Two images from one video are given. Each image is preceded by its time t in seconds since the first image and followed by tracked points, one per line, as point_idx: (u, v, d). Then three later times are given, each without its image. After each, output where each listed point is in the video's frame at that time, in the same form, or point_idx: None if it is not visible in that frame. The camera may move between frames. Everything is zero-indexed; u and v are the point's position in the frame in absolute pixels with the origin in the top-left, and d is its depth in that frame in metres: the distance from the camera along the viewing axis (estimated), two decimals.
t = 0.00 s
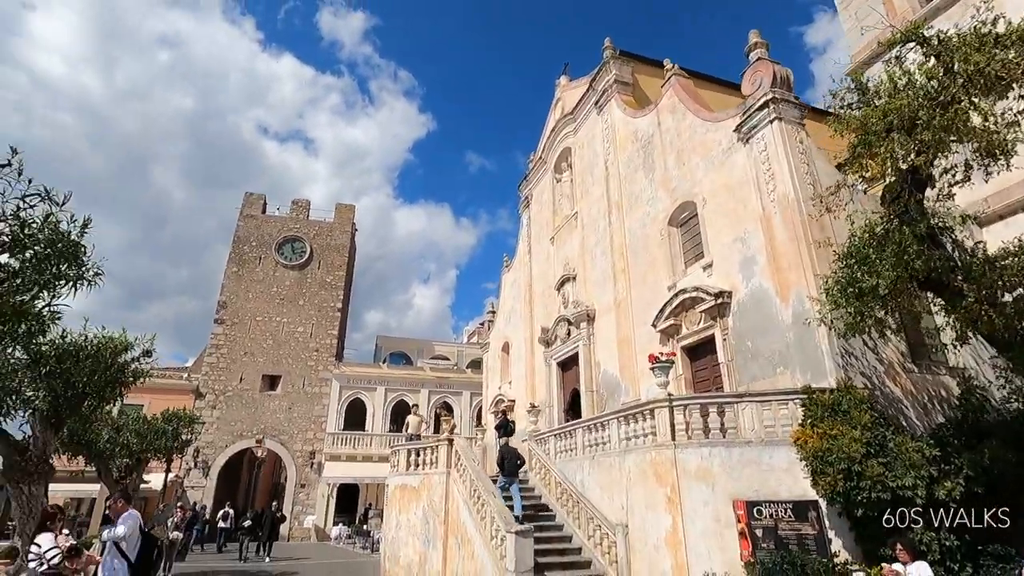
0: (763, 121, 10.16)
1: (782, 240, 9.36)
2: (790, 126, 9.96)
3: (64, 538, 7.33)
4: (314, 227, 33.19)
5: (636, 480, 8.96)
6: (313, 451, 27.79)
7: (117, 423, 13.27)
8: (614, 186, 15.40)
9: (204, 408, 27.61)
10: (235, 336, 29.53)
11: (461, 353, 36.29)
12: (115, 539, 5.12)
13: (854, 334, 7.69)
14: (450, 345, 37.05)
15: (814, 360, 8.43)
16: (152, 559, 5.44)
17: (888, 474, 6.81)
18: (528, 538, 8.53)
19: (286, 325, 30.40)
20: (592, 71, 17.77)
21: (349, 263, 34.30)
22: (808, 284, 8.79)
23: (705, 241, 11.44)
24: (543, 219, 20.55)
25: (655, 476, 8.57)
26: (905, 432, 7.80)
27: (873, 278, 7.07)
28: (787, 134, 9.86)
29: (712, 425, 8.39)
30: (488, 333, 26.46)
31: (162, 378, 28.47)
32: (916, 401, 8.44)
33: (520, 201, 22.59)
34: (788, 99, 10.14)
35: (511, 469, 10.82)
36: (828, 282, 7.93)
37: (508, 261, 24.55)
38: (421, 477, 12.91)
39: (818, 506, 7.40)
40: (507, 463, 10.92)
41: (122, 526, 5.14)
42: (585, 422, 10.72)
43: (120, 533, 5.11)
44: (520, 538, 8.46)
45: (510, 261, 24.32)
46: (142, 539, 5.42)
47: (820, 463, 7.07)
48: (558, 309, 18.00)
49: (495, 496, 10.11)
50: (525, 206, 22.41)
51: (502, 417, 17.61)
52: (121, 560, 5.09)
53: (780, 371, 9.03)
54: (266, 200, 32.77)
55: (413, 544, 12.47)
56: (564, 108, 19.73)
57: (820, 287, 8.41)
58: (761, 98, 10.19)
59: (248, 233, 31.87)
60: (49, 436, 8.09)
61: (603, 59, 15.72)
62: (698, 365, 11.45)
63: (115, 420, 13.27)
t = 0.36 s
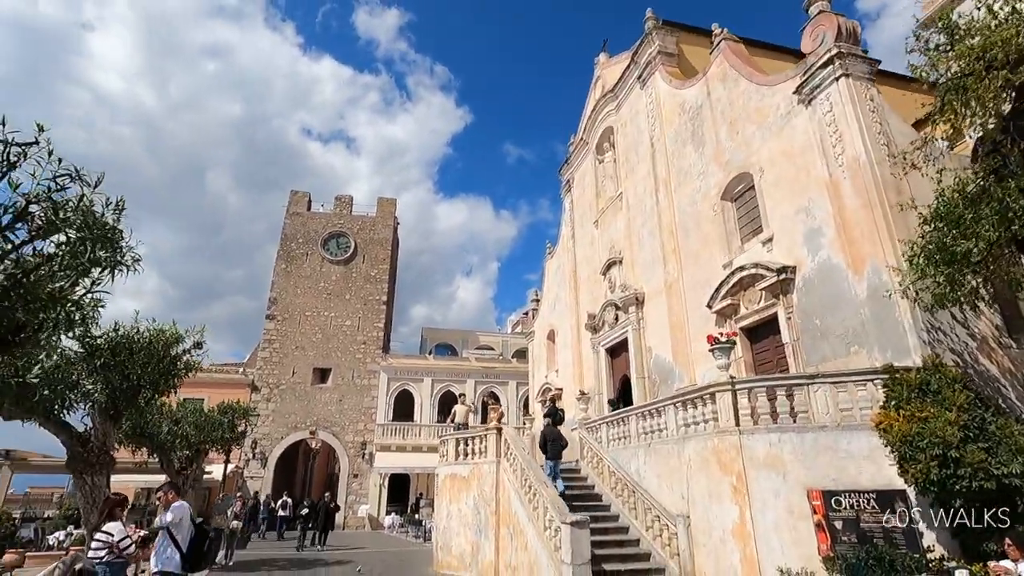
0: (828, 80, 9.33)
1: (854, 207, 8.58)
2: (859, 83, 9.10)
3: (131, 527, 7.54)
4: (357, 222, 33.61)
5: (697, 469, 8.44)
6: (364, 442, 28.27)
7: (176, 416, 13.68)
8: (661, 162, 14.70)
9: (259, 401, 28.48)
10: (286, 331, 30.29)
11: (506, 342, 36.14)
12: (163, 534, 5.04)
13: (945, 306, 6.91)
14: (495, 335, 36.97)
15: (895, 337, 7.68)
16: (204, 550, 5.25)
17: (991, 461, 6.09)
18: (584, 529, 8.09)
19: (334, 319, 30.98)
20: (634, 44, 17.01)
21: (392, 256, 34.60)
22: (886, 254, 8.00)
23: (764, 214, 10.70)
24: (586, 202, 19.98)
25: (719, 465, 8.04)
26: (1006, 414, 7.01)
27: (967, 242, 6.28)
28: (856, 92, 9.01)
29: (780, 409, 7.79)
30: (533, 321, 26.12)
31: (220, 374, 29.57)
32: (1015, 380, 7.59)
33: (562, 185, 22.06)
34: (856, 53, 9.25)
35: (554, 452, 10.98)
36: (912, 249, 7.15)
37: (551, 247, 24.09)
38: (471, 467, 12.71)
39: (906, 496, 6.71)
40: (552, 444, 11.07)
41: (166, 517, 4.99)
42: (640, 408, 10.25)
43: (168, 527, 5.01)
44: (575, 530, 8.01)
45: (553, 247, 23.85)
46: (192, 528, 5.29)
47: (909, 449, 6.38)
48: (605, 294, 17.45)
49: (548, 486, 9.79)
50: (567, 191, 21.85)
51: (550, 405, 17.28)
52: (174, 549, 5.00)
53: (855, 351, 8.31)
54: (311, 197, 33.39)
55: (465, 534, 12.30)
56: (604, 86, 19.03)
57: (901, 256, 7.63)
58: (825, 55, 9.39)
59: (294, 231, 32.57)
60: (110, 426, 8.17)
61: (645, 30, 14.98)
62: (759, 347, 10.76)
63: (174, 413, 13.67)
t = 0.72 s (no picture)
0: (879, 34, 8.59)
1: (912, 171, 7.88)
2: (914, 35, 8.33)
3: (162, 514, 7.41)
4: (385, 213, 33.63)
5: (741, 456, 7.95)
6: (396, 431, 28.42)
7: (208, 406, 13.78)
8: (694, 137, 14.02)
9: (293, 392, 28.87)
10: (317, 322, 30.58)
11: (536, 331, 35.82)
12: (164, 539, 4.70)
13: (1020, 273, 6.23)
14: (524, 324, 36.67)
15: (962, 311, 7.03)
16: (208, 543, 4.98)
17: None
18: (620, 519, 7.66)
19: (364, 310, 31.13)
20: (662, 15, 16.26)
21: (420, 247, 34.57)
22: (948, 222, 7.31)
23: (808, 185, 10.01)
24: (615, 183, 19.35)
25: (764, 451, 7.52)
26: None
27: None
28: (911, 44, 8.26)
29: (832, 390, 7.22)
30: (562, 308, 25.67)
31: (255, 365, 30.11)
32: None
33: (589, 168, 21.46)
34: (910, 3, 8.47)
35: (583, 437, 10.65)
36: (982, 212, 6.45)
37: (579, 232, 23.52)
38: (501, 455, 12.40)
39: (978, 484, 6.06)
40: (580, 428, 10.77)
41: (169, 518, 4.64)
42: (677, 393, 9.77)
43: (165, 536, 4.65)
44: (611, 520, 7.59)
45: (582, 232, 23.28)
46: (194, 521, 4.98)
47: (983, 433, 5.75)
48: (636, 277, 16.88)
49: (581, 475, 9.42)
50: (595, 173, 21.24)
51: (582, 393, 16.86)
52: (176, 547, 4.74)
53: (914, 327, 7.67)
54: (338, 189, 33.55)
55: (497, 524, 12.02)
56: (632, 61, 18.32)
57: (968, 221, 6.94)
58: (875, 7, 8.61)
59: (323, 223, 32.79)
60: (137, 414, 8.14)
61: None
62: (803, 327, 10.12)
63: (206, 403, 13.77)
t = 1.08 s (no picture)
0: None
1: (977, 125, 7.16)
2: None
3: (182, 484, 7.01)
4: (410, 202, 33.51)
5: (786, 439, 7.42)
6: (426, 419, 28.43)
7: (236, 393, 13.80)
8: (727, 107, 13.30)
9: (324, 381, 29.13)
10: (346, 312, 30.74)
11: (564, 317, 35.36)
12: (151, 537, 4.21)
13: None
14: (552, 311, 36.24)
15: None
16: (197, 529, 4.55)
17: None
18: (656, 507, 7.22)
19: (392, 299, 31.16)
20: None
21: (446, 235, 34.39)
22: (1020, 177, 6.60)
23: (855, 149, 9.29)
24: (643, 162, 18.68)
25: (813, 434, 6.98)
26: None
27: None
28: None
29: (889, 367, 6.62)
30: (591, 293, 25.11)
31: (287, 355, 30.50)
32: None
33: (616, 147, 20.78)
34: None
35: (615, 417, 10.31)
36: None
37: (607, 214, 22.89)
38: (530, 441, 12.06)
39: None
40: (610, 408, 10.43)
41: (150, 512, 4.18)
42: (714, 374, 9.25)
43: (150, 536, 4.15)
44: (646, 507, 7.16)
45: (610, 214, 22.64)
46: (177, 508, 4.46)
47: None
48: (667, 258, 16.26)
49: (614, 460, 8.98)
50: (623, 152, 20.57)
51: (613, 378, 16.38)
52: (163, 539, 4.30)
53: (980, 298, 6.98)
54: (363, 179, 33.55)
55: (527, 511, 11.71)
56: (659, 33, 17.55)
57: None
58: None
59: (350, 214, 32.89)
60: (160, 400, 8.04)
61: None
62: (851, 303, 9.44)
63: (234, 389, 13.80)
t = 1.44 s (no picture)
0: None
1: None
2: None
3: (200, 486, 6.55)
4: (433, 192, 33.28)
5: (831, 425, 6.87)
6: (453, 410, 28.35)
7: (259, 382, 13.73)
8: (760, 77, 12.57)
9: (352, 372, 29.28)
10: (372, 303, 30.78)
11: (591, 306, 34.80)
12: (141, 533, 4.28)
13: None
14: (578, 300, 35.66)
15: None
16: (190, 519, 4.62)
17: None
18: (690, 497, 6.75)
19: (417, 290, 31.09)
20: None
21: (470, 224, 34.09)
22: None
23: (905, 113, 8.58)
24: (671, 141, 17.97)
25: (863, 420, 6.41)
26: None
27: None
28: None
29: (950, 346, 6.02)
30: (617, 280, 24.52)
31: (315, 347, 30.76)
32: None
33: (642, 127, 20.08)
34: None
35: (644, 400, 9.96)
36: None
37: (633, 198, 22.20)
38: (556, 430, 11.66)
39: None
40: (639, 390, 10.10)
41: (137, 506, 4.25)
42: (750, 357, 8.72)
43: (140, 532, 4.23)
44: (679, 498, 6.70)
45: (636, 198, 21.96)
46: (166, 499, 4.55)
47: None
48: (697, 240, 15.60)
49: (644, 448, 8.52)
50: (649, 132, 19.86)
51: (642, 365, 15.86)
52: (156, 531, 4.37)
53: None
54: (386, 170, 33.46)
55: (554, 502, 11.34)
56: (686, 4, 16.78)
57: None
58: None
59: (373, 205, 32.86)
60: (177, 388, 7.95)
61: None
62: (900, 281, 8.74)
63: (257, 379, 13.73)
